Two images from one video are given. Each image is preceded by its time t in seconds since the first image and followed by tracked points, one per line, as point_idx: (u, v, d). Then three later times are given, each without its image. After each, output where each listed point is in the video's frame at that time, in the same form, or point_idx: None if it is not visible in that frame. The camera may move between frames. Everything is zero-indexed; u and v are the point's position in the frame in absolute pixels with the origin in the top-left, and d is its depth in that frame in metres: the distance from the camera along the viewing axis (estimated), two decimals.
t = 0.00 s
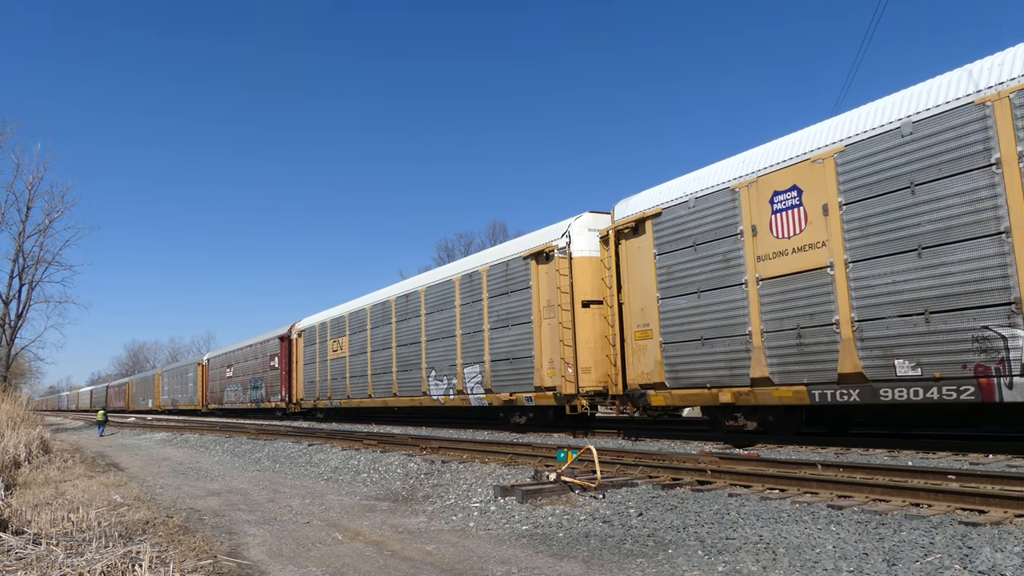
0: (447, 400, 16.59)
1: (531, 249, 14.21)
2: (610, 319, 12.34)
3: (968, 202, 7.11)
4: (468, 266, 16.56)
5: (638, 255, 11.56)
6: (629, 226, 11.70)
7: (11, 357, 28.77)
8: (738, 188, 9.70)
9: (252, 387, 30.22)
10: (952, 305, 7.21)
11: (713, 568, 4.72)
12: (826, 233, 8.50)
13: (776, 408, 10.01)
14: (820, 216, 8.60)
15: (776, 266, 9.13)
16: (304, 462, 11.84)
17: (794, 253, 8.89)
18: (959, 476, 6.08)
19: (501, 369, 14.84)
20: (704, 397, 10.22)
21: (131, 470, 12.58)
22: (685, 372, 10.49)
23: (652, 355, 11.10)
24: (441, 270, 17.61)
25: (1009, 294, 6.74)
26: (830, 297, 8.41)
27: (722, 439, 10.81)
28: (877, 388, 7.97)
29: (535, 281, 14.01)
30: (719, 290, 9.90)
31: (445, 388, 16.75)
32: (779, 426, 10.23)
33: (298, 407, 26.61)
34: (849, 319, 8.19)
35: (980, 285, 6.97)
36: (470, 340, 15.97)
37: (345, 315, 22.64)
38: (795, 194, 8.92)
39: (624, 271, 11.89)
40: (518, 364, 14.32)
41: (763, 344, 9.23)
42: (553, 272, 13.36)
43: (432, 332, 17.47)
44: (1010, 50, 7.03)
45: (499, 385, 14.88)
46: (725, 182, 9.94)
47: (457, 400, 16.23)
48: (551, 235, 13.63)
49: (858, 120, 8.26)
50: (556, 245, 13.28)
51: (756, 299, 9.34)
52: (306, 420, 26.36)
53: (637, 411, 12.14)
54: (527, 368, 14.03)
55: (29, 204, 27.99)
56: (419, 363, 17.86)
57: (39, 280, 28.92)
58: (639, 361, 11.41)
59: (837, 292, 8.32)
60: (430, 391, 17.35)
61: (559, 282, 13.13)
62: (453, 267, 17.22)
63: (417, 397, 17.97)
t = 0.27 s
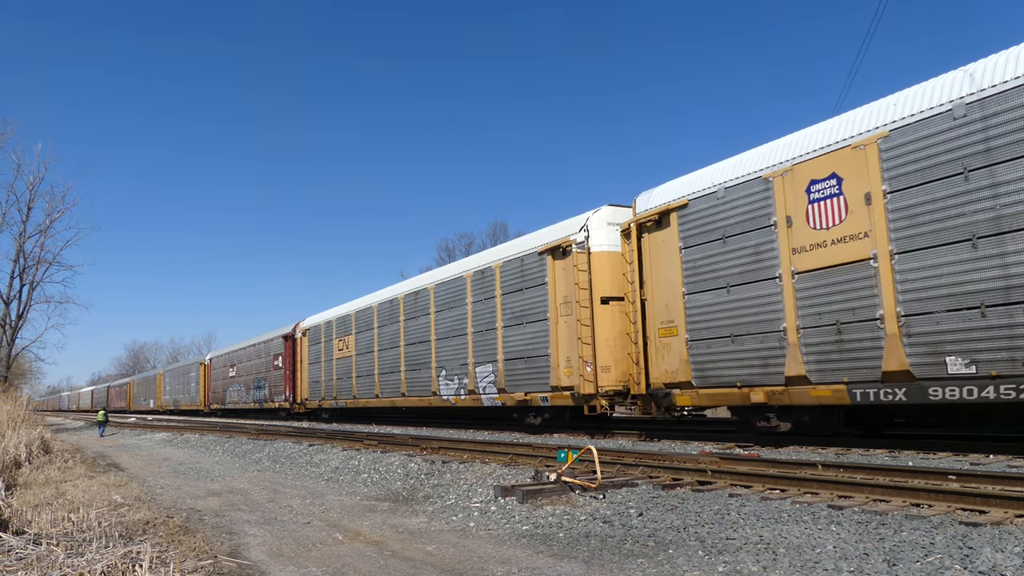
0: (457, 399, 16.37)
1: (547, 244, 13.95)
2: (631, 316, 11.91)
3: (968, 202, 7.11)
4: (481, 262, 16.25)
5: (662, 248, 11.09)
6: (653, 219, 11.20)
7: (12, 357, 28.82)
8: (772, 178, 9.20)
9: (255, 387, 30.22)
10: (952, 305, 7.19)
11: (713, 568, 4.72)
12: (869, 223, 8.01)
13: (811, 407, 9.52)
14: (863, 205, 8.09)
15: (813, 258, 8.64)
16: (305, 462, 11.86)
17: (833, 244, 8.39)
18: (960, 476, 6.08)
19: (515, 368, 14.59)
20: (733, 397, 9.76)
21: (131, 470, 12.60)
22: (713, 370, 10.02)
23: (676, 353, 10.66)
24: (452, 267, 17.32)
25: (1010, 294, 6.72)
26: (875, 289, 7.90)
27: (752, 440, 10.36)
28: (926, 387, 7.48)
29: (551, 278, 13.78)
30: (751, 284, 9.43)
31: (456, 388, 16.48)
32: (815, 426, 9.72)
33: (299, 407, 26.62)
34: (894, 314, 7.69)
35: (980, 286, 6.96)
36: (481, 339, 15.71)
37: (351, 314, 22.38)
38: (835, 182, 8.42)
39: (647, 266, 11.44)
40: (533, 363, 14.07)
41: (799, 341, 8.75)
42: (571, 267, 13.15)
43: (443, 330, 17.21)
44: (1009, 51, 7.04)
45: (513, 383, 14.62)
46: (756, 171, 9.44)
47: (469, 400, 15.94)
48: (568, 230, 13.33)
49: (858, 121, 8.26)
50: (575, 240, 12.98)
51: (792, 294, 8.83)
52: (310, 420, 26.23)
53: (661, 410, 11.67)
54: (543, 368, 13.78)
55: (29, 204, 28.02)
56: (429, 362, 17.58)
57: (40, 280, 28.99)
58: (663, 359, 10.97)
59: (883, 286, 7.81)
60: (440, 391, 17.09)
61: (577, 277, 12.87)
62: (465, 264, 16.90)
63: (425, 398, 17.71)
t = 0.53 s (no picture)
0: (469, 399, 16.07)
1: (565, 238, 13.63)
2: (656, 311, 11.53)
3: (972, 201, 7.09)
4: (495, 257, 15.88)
5: (687, 242, 10.68)
6: (678, 210, 10.79)
7: (13, 357, 28.85)
8: (808, 165, 8.79)
9: (258, 386, 30.12)
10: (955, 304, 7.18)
11: (715, 568, 4.72)
12: (918, 212, 7.55)
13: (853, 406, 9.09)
14: (908, 194, 7.67)
15: (855, 249, 8.23)
16: (305, 462, 11.87)
17: (877, 235, 7.97)
18: (961, 476, 6.08)
19: (530, 367, 14.31)
20: (766, 396, 9.35)
21: (132, 470, 12.60)
22: (745, 367, 9.60)
23: (703, 351, 10.28)
24: (464, 262, 16.96)
25: (1012, 293, 6.71)
26: (902, 286, 7.67)
27: (785, 442, 9.95)
28: (980, 385, 7.03)
29: (570, 273, 13.50)
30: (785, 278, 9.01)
31: (468, 387, 16.19)
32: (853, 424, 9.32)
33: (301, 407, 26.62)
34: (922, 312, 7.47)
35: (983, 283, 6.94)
36: (495, 336, 15.40)
37: (358, 312, 22.12)
38: (877, 169, 8.00)
39: (671, 260, 11.03)
40: (551, 361, 13.76)
41: (839, 337, 8.32)
42: (590, 261, 12.86)
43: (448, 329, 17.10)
44: (1009, 50, 7.05)
45: (529, 382, 14.28)
46: (792, 158, 9.02)
47: (482, 399, 15.63)
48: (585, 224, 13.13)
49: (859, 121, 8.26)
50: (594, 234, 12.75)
51: (831, 288, 8.42)
52: (315, 420, 26.12)
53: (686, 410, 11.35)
54: (561, 367, 13.48)
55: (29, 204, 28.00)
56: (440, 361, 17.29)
57: (41, 280, 29.02)
58: (689, 356, 10.56)
59: (930, 278, 7.39)
60: (451, 390, 16.82)
61: (597, 272, 12.62)
62: (478, 259, 16.53)
63: (436, 396, 17.38)
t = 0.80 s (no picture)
0: (481, 398, 15.62)
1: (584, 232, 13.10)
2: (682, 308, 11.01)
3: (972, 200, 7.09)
4: (509, 253, 15.37)
5: (717, 234, 10.15)
6: (706, 200, 10.27)
7: (15, 357, 28.90)
8: (850, 151, 8.28)
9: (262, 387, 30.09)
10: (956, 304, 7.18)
11: (716, 568, 4.72)
12: (972, 199, 7.08)
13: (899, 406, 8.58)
14: (962, 180, 7.19)
15: (901, 239, 7.72)
16: (307, 462, 11.87)
17: (926, 224, 7.48)
18: (962, 476, 6.08)
19: (546, 365, 13.84)
20: (802, 396, 8.86)
21: (133, 470, 12.62)
22: (779, 366, 9.10)
23: (734, 348, 9.77)
24: (477, 259, 16.48)
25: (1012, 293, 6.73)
26: (903, 286, 7.66)
27: (823, 443, 9.45)
28: None
29: (589, 268, 12.98)
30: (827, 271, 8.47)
31: (480, 387, 15.73)
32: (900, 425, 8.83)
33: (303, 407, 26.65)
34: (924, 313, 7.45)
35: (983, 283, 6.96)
36: (509, 334, 14.89)
37: (366, 310, 21.72)
38: (927, 153, 7.52)
39: (698, 253, 10.51)
40: (568, 360, 13.30)
41: (884, 333, 7.82)
42: (611, 256, 12.36)
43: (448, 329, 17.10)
44: (1012, 50, 7.03)
45: (547, 381, 13.80)
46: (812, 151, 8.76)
47: (495, 399, 15.15)
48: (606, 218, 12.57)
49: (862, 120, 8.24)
50: (614, 228, 12.22)
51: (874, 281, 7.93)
52: (318, 420, 26.07)
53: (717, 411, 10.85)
54: (579, 366, 13.00)
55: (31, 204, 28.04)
56: (451, 359, 16.82)
57: (43, 280, 29.11)
58: (718, 354, 10.05)
59: (988, 268, 6.91)
60: (462, 390, 16.36)
61: (618, 267, 12.10)
62: (492, 255, 16.02)
63: (446, 396, 16.92)
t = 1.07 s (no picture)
0: (494, 398, 15.15)
1: (604, 225, 12.60)
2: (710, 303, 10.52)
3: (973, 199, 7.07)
4: (524, 249, 14.86)
5: (749, 226, 9.65)
6: (736, 190, 9.80)
7: (17, 357, 28.95)
8: (895, 136, 7.78)
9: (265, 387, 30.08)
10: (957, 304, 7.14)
11: (717, 568, 4.72)
12: None
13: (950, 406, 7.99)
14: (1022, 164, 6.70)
15: (953, 228, 7.22)
16: (308, 462, 11.89)
17: (981, 212, 6.99)
18: (964, 476, 6.09)
19: (564, 364, 13.33)
20: (842, 396, 8.37)
21: (135, 470, 12.65)
22: (817, 365, 8.61)
23: (767, 345, 9.28)
24: (489, 254, 15.92)
25: (1013, 293, 6.69)
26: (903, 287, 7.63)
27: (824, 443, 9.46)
28: None
29: (609, 263, 12.48)
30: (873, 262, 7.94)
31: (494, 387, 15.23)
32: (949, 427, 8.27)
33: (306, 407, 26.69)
34: (925, 314, 7.42)
35: (984, 283, 6.93)
36: (525, 331, 14.34)
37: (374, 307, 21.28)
38: (981, 137, 7.04)
39: (727, 245, 10.02)
40: (588, 358, 12.81)
41: (934, 328, 7.33)
42: (634, 250, 11.86)
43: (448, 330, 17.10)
44: (1011, 50, 7.03)
45: (565, 381, 13.29)
46: (812, 152, 8.73)
47: (510, 399, 14.68)
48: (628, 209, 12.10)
49: (860, 120, 8.20)
50: (638, 220, 11.74)
51: (923, 272, 7.43)
52: (320, 420, 26.12)
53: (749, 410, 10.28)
54: (601, 365, 12.48)
55: (32, 204, 28.11)
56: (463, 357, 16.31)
57: (44, 280, 29.17)
58: (750, 351, 9.54)
59: None
60: (475, 389, 15.90)
61: (641, 261, 11.63)
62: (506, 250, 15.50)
63: (458, 396, 16.47)
